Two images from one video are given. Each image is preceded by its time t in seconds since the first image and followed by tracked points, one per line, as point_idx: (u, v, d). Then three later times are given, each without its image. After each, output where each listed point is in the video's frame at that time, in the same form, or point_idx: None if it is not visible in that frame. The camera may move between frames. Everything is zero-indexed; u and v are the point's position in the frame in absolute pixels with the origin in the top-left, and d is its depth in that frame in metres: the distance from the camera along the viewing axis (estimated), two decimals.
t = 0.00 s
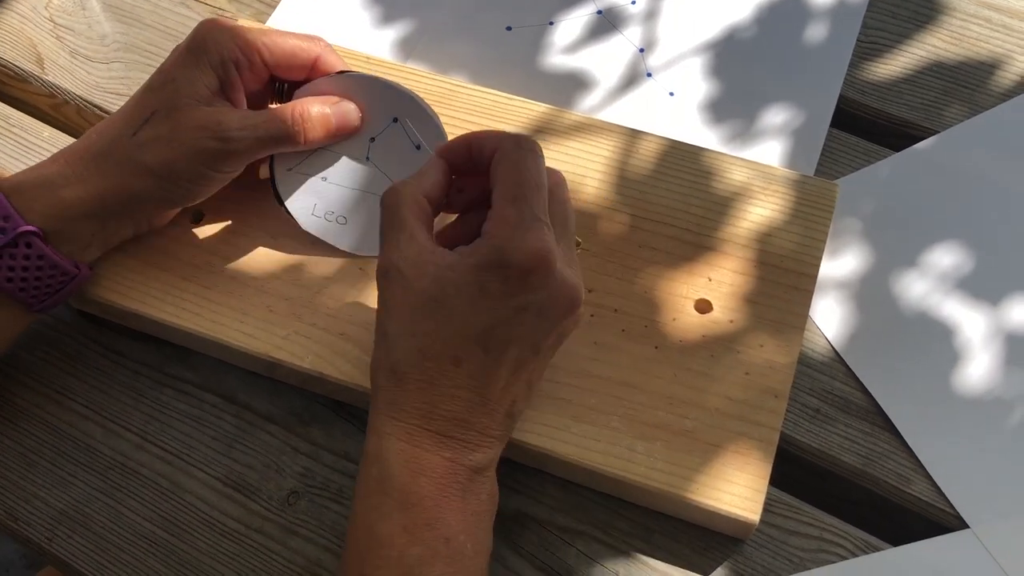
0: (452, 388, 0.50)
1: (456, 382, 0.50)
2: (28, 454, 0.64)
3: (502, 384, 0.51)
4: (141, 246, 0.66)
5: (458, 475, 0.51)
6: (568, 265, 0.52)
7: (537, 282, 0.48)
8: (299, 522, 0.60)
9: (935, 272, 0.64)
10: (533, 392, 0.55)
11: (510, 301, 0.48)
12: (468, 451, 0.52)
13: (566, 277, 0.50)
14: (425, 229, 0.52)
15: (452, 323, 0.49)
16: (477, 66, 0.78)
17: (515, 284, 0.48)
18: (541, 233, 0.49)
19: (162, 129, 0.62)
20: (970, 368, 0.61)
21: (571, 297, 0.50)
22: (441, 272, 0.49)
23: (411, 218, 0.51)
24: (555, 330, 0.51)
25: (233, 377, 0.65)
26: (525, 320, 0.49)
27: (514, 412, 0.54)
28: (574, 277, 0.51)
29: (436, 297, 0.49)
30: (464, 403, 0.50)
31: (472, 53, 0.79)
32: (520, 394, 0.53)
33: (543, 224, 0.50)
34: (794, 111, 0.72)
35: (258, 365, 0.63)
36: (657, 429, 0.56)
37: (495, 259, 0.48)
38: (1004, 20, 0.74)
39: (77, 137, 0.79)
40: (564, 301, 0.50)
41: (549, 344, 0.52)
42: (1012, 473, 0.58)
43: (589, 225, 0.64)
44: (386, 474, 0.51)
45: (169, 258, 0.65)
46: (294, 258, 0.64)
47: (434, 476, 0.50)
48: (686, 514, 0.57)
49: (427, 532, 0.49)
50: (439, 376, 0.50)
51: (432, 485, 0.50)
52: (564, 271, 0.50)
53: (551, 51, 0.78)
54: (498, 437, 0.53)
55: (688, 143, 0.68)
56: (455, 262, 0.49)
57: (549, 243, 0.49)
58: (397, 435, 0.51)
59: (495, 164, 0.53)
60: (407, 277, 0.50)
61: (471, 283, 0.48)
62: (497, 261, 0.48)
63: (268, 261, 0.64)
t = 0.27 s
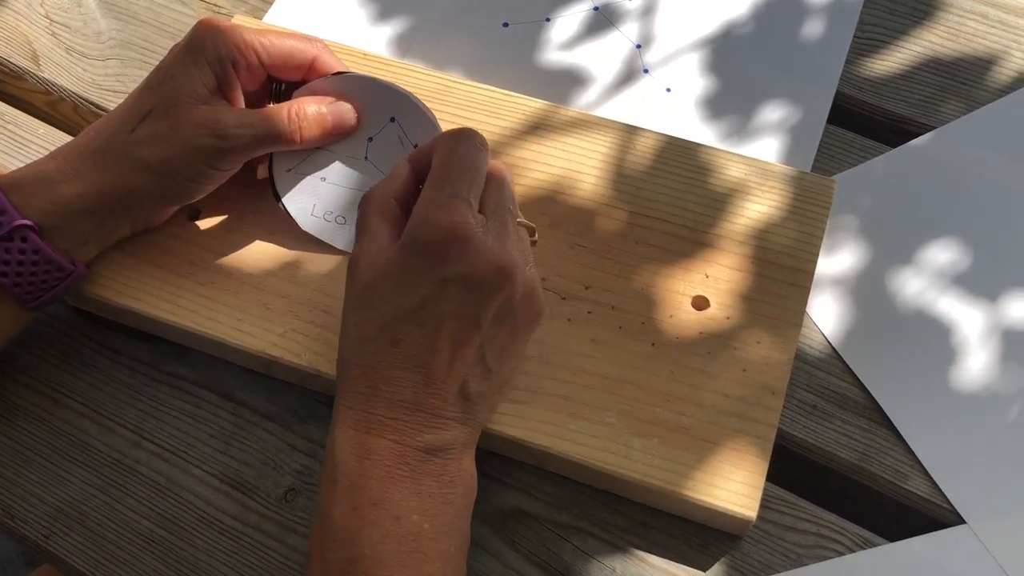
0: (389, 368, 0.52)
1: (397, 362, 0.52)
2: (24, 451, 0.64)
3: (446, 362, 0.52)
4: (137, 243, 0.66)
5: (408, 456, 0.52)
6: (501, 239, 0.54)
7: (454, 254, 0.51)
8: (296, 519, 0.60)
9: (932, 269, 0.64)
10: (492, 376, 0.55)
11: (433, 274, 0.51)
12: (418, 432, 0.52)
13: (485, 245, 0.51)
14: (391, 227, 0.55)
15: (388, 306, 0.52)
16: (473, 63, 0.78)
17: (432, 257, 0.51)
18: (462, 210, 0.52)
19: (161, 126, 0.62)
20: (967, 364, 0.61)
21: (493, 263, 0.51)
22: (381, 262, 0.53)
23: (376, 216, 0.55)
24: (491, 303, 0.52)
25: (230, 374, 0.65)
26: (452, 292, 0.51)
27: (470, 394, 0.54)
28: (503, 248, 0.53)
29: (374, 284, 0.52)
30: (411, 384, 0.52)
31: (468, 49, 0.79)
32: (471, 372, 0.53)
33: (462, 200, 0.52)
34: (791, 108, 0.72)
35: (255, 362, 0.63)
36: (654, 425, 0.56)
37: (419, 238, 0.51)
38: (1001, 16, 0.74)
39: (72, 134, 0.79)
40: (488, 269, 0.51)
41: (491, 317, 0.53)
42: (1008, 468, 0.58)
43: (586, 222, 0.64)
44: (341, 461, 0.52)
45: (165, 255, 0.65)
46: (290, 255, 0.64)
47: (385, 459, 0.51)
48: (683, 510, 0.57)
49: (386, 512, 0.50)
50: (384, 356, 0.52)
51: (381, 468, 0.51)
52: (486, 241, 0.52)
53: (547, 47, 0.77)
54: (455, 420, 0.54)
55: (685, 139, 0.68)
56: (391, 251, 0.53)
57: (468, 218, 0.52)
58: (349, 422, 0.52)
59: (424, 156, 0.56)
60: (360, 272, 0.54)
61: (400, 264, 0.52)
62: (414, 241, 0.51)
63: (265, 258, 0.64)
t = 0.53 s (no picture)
0: (370, 360, 0.52)
1: (377, 354, 0.52)
2: (19, 451, 0.64)
3: (426, 352, 0.52)
4: (132, 242, 0.65)
5: (392, 449, 0.52)
6: (478, 227, 0.55)
7: (429, 243, 0.52)
8: (291, 518, 0.60)
9: (928, 266, 0.64)
10: (476, 364, 0.55)
11: (410, 265, 0.52)
12: (401, 424, 0.52)
13: (459, 233, 0.53)
14: (375, 221, 0.56)
15: (367, 299, 0.53)
16: (469, 61, 0.78)
17: (407, 247, 0.52)
18: (437, 200, 0.53)
19: (157, 126, 0.62)
20: (964, 362, 0.61)
21: (468, 251, 0.52)
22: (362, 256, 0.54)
23: (363, 214, 0.57)
24: (468, 291, 0.53)
25: (225, 373, 0.65)
26: (428, 281, 0.52)
27: (454, 383, 0.54)
28: (479, 237, 0.54)
29: (355, 278, 0.54)
30: (392, 374, 0.52)
31: (463, 47, 0.78)
32: (453, 360, 0.54)
33: (435, 190, 0.54)
34: (787, 105, 0.72)
35: (250, 361, 0.63)
36: (649, 423, 0.56)
37: (393, 229, 0.52)
38: (996, 13, 0.74)
39: (67, 133, 0.79)
40: (463, 257, 0.52)
41: (469, 305, 0.54)
42: (1003, 465, 0.58)
43: (581, 220, 0.64)
44: (327, 457, 0.53)
45: (159, 254, 0.65)
46: (285, 253, 0.64)
47: (368, 453, 0.52)
48: (678, 508, 0.57)
49: (372, 507, 0.51)
50: (365, 348, 0.52)
51: (364, 462, 0.51)
52: (461, 230, 0.53)
53: (543, 45, 0.77)
54: (440, 411, 0.54)
55: (680, 137, 0.68)
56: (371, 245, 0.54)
57: (441, 207, 0.53)
58: (334, 417, 0.53)
59: (403, 149, 0.57)
60: (344, 268, 0.55)
61: (377, 256, 0.53)
62: (388, 233, 0.52)
63: (259, 257, 0.64)
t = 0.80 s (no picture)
0: (365, 356, 0.53)
1: (372, 350, 0.53)
2: (18, 450, 0.64)
3: (421, 348, 0.53)
4: (130, 241, 0.65)
5: (387, 446, 0.52)
6: (472, 222, 0.55)
7: (422, 238, 0.53)
8: (290, 516, 0.60)
9: (925, 265, 0.64)
10: (471, 360, 0.55)
11: (403, 261, 0.53)
12: (396, 420, 0.52)
13: (452, 229, 0.54)
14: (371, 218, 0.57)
15: (361, 295, 0.54)
16: (467, 60, 0.78)
17: (400, 243, 0.53)
18: (430, 196, 0.54)
19: (157, 126, 0.62)
20: (962, 360, 0.61)
21: (460, 246, 0.54)
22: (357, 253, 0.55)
23: (359, 211, 0.57)
24: (461, 286, 0.54)
25: (224, 372, 0.65)
26: (422, 277, 0.54)
27: (449, 378, 0.54)
28: (472, 232, 0.54)
29: (350, 275, 0.55)
30: (386, 371, 0.53)
31: (461, 46, 0.78)
32: (448, 356, 0.54)
33: (428, 186, 0.54)
34: (785, 104, 0.72)
35: (249, 360, 0.63)
36: (647, 421, 0.56)
37: (386, 226, 0.54)
38: (994, 11, 0.74)
39: (66, 132, 0.79)
40: (456, 252, 0.53)
41: (463, 301, 0.54)
42: (1001, 463, 0.58)
43: (580, 218, 0.64)
44: (323, 455, 0.53)
45: (158, 253, 0.65)
46: (283, 252, 0.64)
47: (363, 450, 0.52)
48: (677, 506, 0.57)
49: (367, 504, 0.51)
50: (360, 344, 0.53)
51: (360, 459, 0.52)
52: (454, 226, 0.54)
53: (541, 44, 0.77)
54: (435, 407, 0.54)
55: (679, 136, 0.68)
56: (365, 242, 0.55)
57: (434, 203, 0.54)
58: (330, 414, 0.53)
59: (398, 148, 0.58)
60: (340, 264, 0.56)
61: (371, 253, 0.54)
62: (382, 230, 0.54)
63: (258, 255, 0.64)
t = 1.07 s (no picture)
0: (365, 357, 0.53)
1: (372, 352, 0.53)
2: (20, 449, 0.64)
3: (421, 349, 0.53)
4: (132, 241, 0.66)
5: (388, 447, 0.52)
6: (473, 223, 0.55)
7: (421, 240, 0.53)
8: (291, 516, 0.60)
9: (925, 266, 0.64)
10: (471, 361, 0.56)
11: (403, 263, 0.53)
12: (397, 422, 0.53)
13: (452, 232, 0.54)
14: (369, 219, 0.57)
15: (362, 297, 0.54)
16: (468, 61, 0.78)
17: (400, 245, 0.53)
18: (429, 197, 0.54)
19: (158, 127, 0.62)
20: (960, 361, 0.61)
21: (460, 248, 0.54)
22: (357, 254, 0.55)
23: (358, 212, 0.57)
24: (461, 288, 0.54)
25: (225, 372, 0.65)
26: (422, 279, 0.54)
27: (449, 379, 0.54)
28: (472, 234, 0.54)
29: (350, 276, 0.55)
30: (387, 371, 0.53)
31: (462, 47, 0.79)
32: (448, 358, 0.54)
33: (428, 188, 0.54)
34: (785, 105, 0.72)
35: (250, 360, 0.63)
36: (647, 422, 0.57)
37: (386, 227, 0.54)
38: (993, 14, 0.74)
39: (67, 133, 0.79)
40: (456, 255, 0.53)
41: (463, 302, 0.54)
42: (1000, 463, 0.58)
43: (580, 219, 0.64)
44: (324, 456, 0.53)
45: (159, 254, 0.65)
46: (285, 253, 0.64)
47: (364, 450, 0.52)
48: (677, 506, 0.57)
49: (368, 504, 0.51)
50: (361, 345, 0.53)
51: (360, 459, 0.52)
52: (454, 227, 0.54)
53: (541, 46, 0.78)
54: (436, 408, 0.54)
55: (678, 137, 0.69)
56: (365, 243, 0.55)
57: (434, 205, 0.54)
58: (332, 415, 0.54)
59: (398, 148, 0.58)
60: (339, 265, 0.56)
61: (371, 254, 0.54)
62: (382, 232, 0.54)
63: (259, 256, 0.64)
